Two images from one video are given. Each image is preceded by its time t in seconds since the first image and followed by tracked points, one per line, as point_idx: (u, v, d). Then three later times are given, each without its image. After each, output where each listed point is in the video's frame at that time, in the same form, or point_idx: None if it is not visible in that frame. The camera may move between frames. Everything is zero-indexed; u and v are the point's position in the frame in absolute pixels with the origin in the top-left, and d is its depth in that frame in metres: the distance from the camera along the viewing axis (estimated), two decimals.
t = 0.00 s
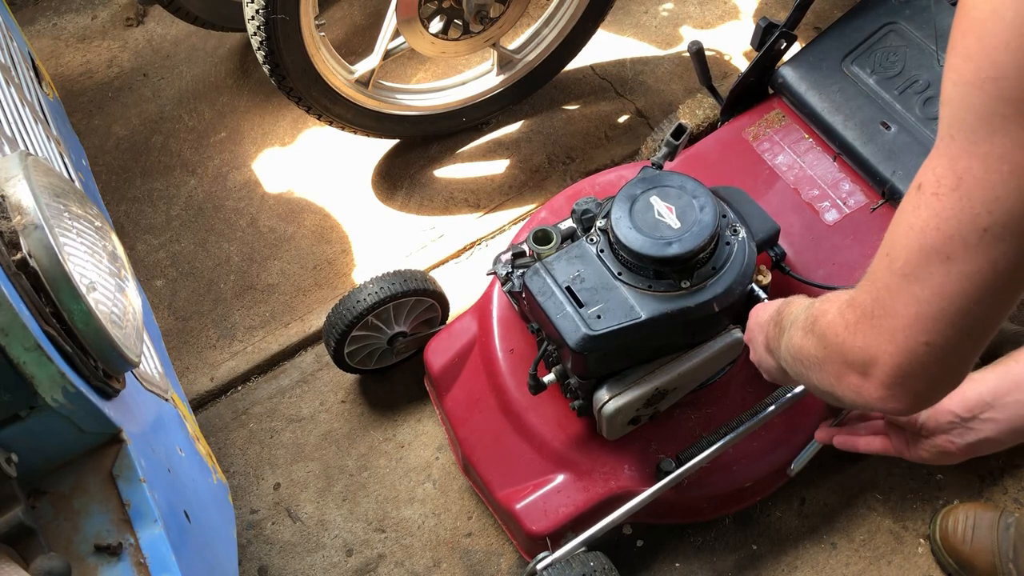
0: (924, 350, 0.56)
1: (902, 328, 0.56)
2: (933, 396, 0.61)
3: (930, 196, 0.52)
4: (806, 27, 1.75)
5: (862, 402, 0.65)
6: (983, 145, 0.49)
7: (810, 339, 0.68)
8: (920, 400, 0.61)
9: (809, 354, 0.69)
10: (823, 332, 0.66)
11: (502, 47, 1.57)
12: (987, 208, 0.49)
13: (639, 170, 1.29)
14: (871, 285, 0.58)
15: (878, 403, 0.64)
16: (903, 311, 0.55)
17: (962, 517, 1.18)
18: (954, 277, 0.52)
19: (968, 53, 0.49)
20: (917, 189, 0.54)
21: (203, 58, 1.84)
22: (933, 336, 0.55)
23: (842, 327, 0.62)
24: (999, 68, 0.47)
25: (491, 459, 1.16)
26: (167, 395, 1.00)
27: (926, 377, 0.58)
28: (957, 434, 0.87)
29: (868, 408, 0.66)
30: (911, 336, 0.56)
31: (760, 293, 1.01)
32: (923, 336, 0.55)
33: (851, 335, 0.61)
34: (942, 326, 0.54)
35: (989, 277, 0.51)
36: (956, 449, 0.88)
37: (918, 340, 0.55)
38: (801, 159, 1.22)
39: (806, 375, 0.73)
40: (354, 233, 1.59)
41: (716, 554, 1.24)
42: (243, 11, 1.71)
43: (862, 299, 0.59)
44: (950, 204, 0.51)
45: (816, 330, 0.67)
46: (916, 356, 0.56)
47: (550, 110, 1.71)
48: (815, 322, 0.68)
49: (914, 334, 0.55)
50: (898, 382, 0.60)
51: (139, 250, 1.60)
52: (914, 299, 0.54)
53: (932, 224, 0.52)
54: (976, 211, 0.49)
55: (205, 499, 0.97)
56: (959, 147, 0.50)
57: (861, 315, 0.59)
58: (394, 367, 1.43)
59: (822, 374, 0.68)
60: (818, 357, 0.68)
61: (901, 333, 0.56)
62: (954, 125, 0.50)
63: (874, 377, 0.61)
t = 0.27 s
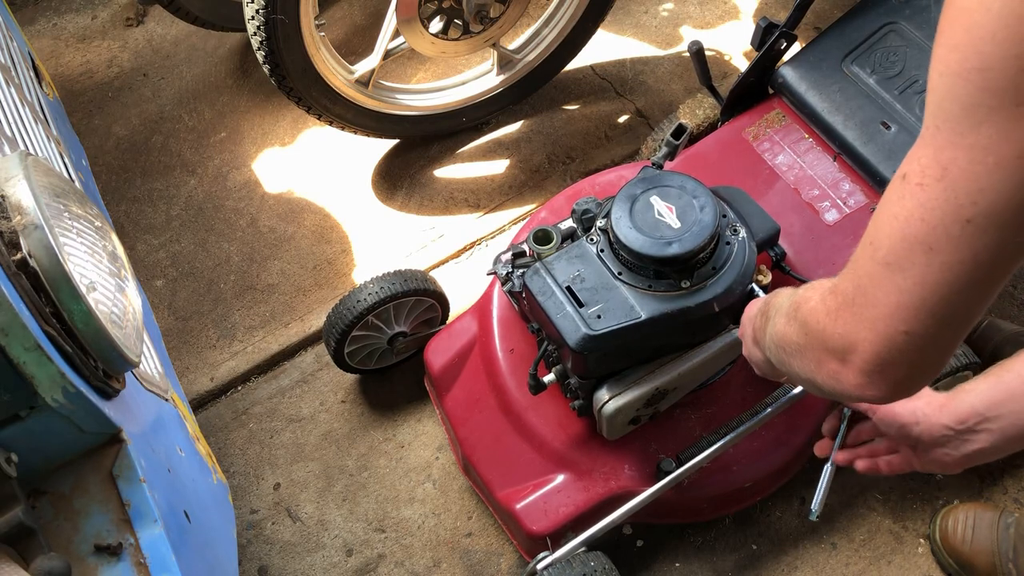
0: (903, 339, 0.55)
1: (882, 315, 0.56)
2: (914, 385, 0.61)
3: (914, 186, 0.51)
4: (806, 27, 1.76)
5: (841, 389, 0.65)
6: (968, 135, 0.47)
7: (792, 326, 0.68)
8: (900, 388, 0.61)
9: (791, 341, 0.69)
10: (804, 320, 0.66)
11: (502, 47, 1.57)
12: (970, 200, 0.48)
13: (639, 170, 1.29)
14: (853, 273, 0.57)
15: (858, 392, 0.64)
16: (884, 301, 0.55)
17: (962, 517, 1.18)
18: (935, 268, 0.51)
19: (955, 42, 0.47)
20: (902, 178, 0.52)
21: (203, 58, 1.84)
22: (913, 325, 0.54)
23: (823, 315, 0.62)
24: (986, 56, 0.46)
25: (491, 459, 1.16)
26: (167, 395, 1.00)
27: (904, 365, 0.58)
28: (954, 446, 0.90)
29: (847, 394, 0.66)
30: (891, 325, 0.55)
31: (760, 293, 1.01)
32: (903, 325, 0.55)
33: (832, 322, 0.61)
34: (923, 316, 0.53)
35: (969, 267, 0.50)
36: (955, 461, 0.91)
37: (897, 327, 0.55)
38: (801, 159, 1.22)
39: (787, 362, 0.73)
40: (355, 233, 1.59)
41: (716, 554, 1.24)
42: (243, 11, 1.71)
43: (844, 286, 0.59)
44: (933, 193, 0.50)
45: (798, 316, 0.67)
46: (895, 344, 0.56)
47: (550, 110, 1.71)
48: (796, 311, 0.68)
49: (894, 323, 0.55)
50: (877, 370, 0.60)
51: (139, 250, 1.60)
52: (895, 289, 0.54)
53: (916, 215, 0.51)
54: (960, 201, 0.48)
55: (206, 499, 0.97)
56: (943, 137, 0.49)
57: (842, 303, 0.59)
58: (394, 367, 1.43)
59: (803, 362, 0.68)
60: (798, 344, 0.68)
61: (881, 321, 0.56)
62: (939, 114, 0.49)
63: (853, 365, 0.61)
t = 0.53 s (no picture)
0: (911, 341, 0.56)
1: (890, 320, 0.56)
2: (923, 384, 0.61)
3: (915, 190, 0.51)
4: (806, 27, 1.76)
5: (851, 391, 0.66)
6: (965, 140, 0.47)
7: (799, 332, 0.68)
8: (909, 389, 0.61)
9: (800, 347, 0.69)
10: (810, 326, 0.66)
11: (502, 47, 1.57)
12: (971, 203, 0.48)
13: (639, 170, 1.29)
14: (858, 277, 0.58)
15: (869, 394, 0.64)
16: (888, 304, 0.55)
17: (962, 516, 1.18)
18: (939, 272, 0.51)
19: (948, 43, 0.47)
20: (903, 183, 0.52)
21: (203, 58, 1.84)
22: (920, 327, 0.54)
23: (830, 322, 0.62)
24: (978, 59, 0.45)
25: (491, 459, 1.16)
26: (167, 395, 1.00)
27: (912, 366, 0.58)
28: (917, 436, 0.98)
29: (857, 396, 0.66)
30: (897, 327, 0.56)
31: (760, 293, 1.01)
32: (910, 328, 0.55)
33: (839, 327, 0.61)
34: (930, 317, 0.53)
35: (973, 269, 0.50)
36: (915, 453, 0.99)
37: (905, 331, 0.55)
38: (801, 159, 1.22)
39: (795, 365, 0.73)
40: (354, 233, 1.59)
41: (716, 554, 1.24)
42: (243, 11, 1.71)
43: (851, 290, 0.59)
44: (935, 198, 0.49)
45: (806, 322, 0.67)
46: (903, 346, 0.56)
47: (550, 110, 1.71)
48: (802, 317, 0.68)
49: (902, 326, 0.55)
50: (887, 372, 0.60)
51: (139, 250, 1.60)
52: (899, 292, 0.54)
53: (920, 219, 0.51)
54: (960, 206, 0.48)
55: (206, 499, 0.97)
56: (940, 142, 0.49)
57: (848, 307, 0.59)
58: (394, 367, 1.43)
59: (813, 366, 0.68)
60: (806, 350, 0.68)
61: (888, 324, 0.56)
62: (935, 118, 0.49)
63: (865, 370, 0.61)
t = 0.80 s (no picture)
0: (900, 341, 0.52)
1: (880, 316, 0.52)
2: (913, 391, 0.57)
3: (903, 186, 0.49)
4: (806, 27, 1.76)
5: (841, 406, 0.61)
6: (953, 131, 0.46)
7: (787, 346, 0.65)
8: (899, 396, 0.58)
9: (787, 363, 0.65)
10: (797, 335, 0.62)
11: (502, 47, 1.57)
12: (957, 197, 0.46)
13: (639, 170, 1.29)
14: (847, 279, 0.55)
15: (859, 407, 0.60)
16: (878, 301, 0.52)
17: (962, 516, 1.18)
18: (929, 267, 0.48)
19: (933, 36, 0.46)
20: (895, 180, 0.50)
21: (203, 58, 1.84)
22: (911, 325, 0.51)
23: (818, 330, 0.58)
24: (967, 51, 0.44)
25: (491, 459, 1.16)
26: (168, 395, 1.00)
27: (904, 368, 0.54)
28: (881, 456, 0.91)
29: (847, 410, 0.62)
30: (887, 326, 0.52)
31: (760, 293, 1.01)
32: (902, 325, 0.51)
33: (828, 329, 0.57)
34: (921, 314, 0.50)
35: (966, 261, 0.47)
36: (884, 471, 0.92)
37: (898, 329, 0.52)
38: (801, 159, 1.22)
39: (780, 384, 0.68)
40: (355, 233, 1.59)
41: (716, 554, 1.24)
42: (244, 11, 1.71)
43: (841, 291, 0.56)
44: (922, 193, 0.47)
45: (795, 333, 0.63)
46: (893, 347, 0.53)
47: (550, 110, 1.71)
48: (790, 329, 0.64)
49: (891, 324, 0.52)
50: (880, 376, 0.56)
51: (139, 250, 1.60)
52: (889, 288, 0.51)
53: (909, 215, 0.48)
54: (947, 200, 0.46)
55: (206, 499, 0.97)
56: (929, 134, 0.47)
57: (837, 308, 0.55)
58: (394, 367, 1.43)
59: (800, 384, 0.64)
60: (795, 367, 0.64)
61: (877, 322, 0.52)
62: (924, 111, 0.48)
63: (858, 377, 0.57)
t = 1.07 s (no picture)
0: (872, 338, 0.53)
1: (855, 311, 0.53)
2: (891, 385, 0.58)
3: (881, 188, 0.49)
4: (806, 27, 1.76)
5: (820, 399, 0.62)
6: (928, 139, 0.45)
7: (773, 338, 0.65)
8: (876, 389, 0.58)
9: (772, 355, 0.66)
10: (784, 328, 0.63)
11: (502, 47, 1.57)
12: (927, 204, 0.46)
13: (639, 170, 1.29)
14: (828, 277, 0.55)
15: (836, 399, 0.61)
16: (854, 299, 0.52)
17: (962, 517, 1.18)
18: (901, 271, 0.49)
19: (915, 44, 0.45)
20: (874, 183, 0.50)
21: (203, 58, 1.84)
22: (882, 324, 0.52)
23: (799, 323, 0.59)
24: (945, 62, 0.44)
25: (491, 459, 1.16)
26: (167, 395, 1.00)
27: (879, 363, 0.55)
28: (875, 456, 0.85)
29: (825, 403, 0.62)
30: (860, 322, 0.53)
31: (759, 293, 1.01)
32: (872, 323, 0.52)
33: (807, 322, 0.58)
34: (893, 315, 0.51)
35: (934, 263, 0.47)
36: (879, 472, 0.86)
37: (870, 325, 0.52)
38: (801, 159, 1.22)
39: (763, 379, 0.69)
40: (355, 233, 1.59)
41: (716, 554, 1.24)
42: (244, 11, 1.71)
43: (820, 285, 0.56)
44: (896, 197, 0.47)
45: (782, 327, 0.63)
46: (866, 342, 0.53)
47: (550, 110, 1.71)
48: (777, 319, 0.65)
49: (863, 321, 0.52)
50: (855, 369, 0.56)
51: (139, 250, 1.60)
52: (862, 286, 0.51)
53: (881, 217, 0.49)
54: (917, 206, 0.46)
55: (206, 499, 0.97)
56: (907, 140, 0.47)
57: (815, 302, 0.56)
58: (394, 367, 1.43)
59: (780, 372, 0.65)
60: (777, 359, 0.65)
61: (851, 319, 0.53)
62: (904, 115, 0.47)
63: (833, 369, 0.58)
